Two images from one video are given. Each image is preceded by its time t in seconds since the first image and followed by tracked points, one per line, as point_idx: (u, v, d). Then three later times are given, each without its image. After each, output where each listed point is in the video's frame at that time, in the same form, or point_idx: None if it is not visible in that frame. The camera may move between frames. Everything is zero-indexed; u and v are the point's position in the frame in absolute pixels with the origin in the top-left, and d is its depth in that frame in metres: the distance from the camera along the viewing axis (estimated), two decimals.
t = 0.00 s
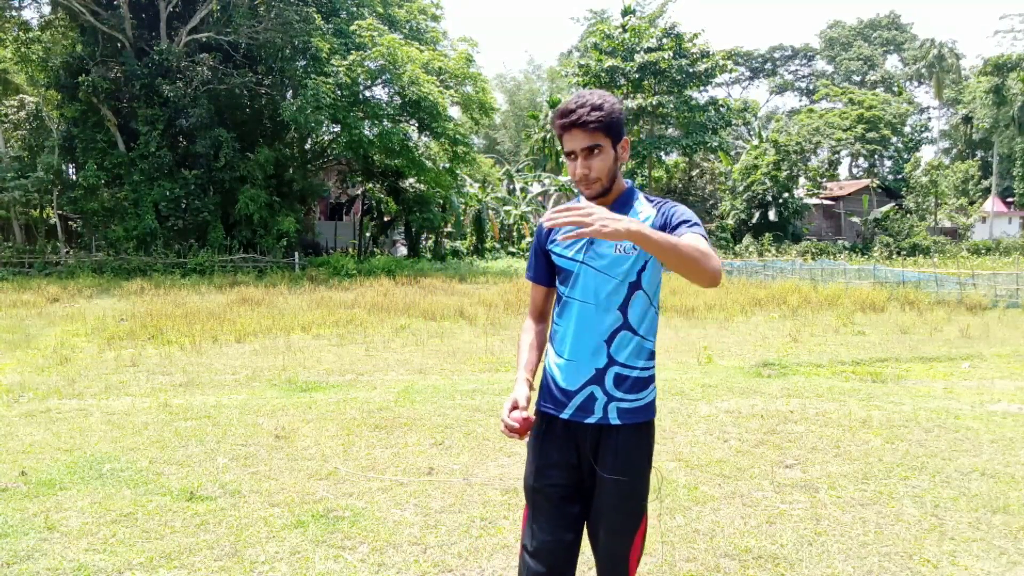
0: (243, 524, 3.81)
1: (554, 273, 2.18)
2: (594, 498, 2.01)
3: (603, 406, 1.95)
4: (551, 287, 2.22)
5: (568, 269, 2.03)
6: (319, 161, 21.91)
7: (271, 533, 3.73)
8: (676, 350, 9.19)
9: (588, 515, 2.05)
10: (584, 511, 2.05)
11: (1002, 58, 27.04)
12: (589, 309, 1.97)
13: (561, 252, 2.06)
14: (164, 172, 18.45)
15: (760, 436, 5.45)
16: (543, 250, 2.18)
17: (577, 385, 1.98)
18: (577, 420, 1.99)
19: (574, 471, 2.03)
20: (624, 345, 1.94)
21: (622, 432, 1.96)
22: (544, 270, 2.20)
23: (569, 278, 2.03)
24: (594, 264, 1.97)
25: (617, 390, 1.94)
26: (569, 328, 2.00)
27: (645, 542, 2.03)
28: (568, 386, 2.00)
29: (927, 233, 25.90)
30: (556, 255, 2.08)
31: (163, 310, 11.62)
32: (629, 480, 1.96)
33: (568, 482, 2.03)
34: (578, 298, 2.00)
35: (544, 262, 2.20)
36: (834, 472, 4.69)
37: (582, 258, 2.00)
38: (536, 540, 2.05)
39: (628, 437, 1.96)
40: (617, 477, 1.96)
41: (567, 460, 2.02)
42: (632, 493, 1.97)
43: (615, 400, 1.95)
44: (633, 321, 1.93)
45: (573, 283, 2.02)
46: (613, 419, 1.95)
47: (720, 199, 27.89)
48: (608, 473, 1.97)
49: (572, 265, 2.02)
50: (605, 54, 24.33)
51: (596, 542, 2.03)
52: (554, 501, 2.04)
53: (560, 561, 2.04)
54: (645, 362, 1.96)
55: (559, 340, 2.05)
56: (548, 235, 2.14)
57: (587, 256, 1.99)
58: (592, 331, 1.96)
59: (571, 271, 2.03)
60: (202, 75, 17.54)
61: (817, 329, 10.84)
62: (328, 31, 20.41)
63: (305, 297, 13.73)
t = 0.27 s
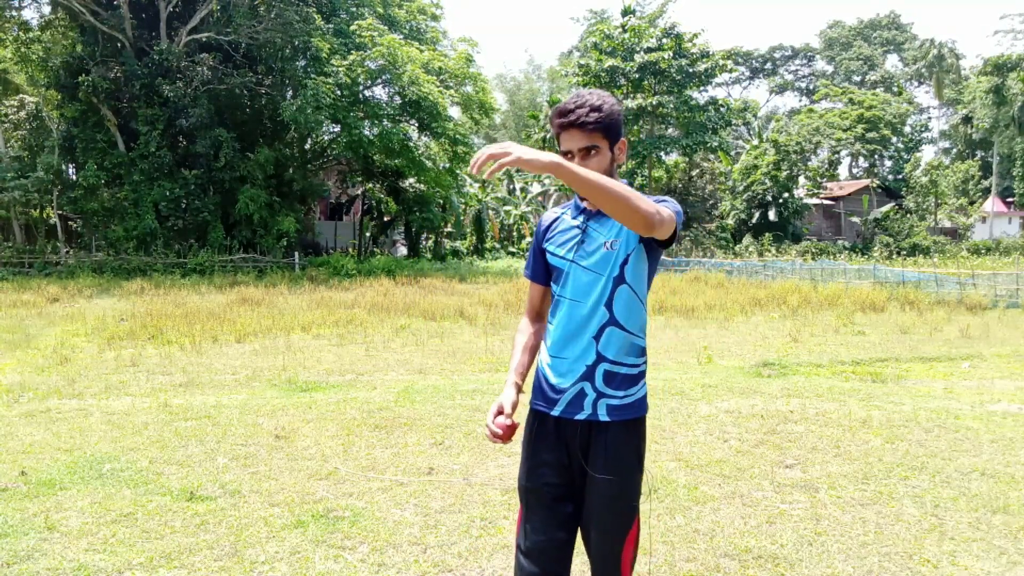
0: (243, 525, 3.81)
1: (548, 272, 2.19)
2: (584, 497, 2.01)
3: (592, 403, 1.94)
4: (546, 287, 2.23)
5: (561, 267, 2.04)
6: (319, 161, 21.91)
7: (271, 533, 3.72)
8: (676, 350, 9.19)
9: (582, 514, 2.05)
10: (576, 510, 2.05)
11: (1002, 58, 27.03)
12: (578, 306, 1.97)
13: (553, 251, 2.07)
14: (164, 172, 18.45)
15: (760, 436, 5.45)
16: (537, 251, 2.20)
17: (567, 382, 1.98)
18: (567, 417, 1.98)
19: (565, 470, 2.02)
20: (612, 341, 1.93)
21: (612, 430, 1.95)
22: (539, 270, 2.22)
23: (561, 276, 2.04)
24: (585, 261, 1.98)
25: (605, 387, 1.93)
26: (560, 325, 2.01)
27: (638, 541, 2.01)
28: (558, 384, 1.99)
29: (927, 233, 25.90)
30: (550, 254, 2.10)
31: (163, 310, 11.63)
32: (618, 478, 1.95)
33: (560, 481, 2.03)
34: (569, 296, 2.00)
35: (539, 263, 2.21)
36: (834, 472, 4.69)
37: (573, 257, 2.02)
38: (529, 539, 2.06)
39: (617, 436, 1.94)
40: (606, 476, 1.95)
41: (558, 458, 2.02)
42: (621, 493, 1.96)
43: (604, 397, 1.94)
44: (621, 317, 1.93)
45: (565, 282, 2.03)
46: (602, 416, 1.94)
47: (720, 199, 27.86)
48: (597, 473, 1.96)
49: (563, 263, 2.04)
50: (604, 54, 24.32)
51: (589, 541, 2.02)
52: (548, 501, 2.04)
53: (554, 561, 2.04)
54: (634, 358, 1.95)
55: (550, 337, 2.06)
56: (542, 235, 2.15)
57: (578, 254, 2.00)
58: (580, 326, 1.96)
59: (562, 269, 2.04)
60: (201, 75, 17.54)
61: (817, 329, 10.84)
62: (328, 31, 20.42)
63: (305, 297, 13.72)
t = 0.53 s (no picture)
0: (243, 524, 3.81)
1: (544, 276, 2.20)
2: (577, 499, 2.01)
3: (581, 405, 1.95)
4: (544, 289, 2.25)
5: (552, 269, 2.05)
6: (319, 161, 21.91)
7: (271, 533, 3.72)
8: (675, 350, 9.19)
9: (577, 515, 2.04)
10: (571, 511, 2.04)
11: (1002, 58, 27.02)
12: (568, 306, 1.98)
13: (547, 253, 2.09)
14: (164, 172, 18.45)
15: (760, 436, 5.45)
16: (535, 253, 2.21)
17: (557, 384, 1.99)
18: (558, 418, 1.99)
19: (559, 471, 2.03)
20: (600, 343, 1.92)
21: (601, 431, 1.95)
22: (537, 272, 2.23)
23: (553, 278, 2.05)
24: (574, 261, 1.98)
25: (593, 389, 1.93)
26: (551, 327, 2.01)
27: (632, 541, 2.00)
28: (550, 385, 2.00)
29: (927, 233, 25.90)
30: (544, 256, 2.11)
31: (163, 310, 11.63)
32: (608, 480, 1.94)
33: (555, 482, 2.03)
34: (559, 298, 2.01)
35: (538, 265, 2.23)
36: (834, 472, 4.69)
37: (563, 257, 2.02)
38: (525, 538, 2.06)
39: (607, 438, 1.94)
40: (596, 477, 1.94)
41: (552, 459, 2.03)
42: (612, 495, 1.95)
43: (593, 400, 1.93)
44: (609, 319, 1.91)
45: (556, 283, 2.03)
46: (591, 418, 1.94)
47: (720, 199, 27.86)
48: (588, 475, 1.96)
49: (555, 264, 2.05)
50: (604, 54, 24.32)
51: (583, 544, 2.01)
52: (543, 501, 2.05)
53: (549, 561, 2.04)
54: (623, 359, 1.94)
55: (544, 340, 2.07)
56: (539, 237, 2.16)
57: (567, 254, 2.01)
58: (570, 327, 1.96)
59: (554, 269, 2.04)
60: (202, 75, 17.54)
61: (817, 329, 10.84)
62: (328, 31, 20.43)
63: (305, 297, 13.73)
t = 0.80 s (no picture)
0: (243, 524, 3.81)
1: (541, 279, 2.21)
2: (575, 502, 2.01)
3: (579, 408, 1.95)
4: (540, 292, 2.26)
5: (545, 271, 2.05)
6: (319, 161, 21.91)
7: (271, 533, 3.72)
8: (675, 350, 9.20)
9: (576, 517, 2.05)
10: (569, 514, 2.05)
11: (1002, 58, 27.03)
12: (562, 310, 1.97)
13: (541, 256, 2.09)
14: (164, 173, 18.45)
15: (760, 436, 5.45)
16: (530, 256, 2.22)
17: (553, 388, 1.99)
18: (555, 422, 1.99)
19: (557, 474, 2.03)
20: (597, 348, 1.92)
21: (599, 433, 1.95)
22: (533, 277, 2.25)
23: (546, 280, 2.05)
24: (569, 263, 1.98)
25: (591, 393, 1.93)
26: (546, 333, 2.01)
27: (631, 543, 2.00)
28: (546, 389, 2.00)
29: (926, 233, 25.90)
30: (537, 259, 2.12)
31: (163, 310, 11.63)
32: (607, 483, 1.94)
33: (553, 484, 2.04)
34: (553, 301, 2.00)
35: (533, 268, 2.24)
36: (834, 472, 4.70)
37: (555, 260, 2.03)
38: (524, 540, 2.07)
39: (606, 442, 1.94)
40: (595, 480, 1.95)
41: (550, 463, 2.03)
42: (611, 497, 1.95)
43: (591, 402, 1.94)
44: (607, 323, 1.91)
45: (549, 286, 2.03)
46: (589, 422, 1.94)
47: (720, 199, 27.85)
48: (587, 477, 1.96)
49: (548, 266, 2.05)
50: (604, 54, 24.33)
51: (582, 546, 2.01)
52: (542, 503, 2.04)
53: (547, 563, 2.04)
54: (622, 364, 1.93)
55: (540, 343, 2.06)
56: (533, 239, 2.16)
57: (561, 256, 2.01)
58: (566, 332, 1.96)
59: (548, 272, 2.04)
60: (202, 75, 17.53)
61: (817, 329, 10.85)
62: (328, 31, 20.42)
63: (305, 297, 13.73)
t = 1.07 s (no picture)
0: (243, 525, 3.81)
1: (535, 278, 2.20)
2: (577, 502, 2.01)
3: (583, 410, 1.95)
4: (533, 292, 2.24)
5: (545, 272, 2.03)
6: (319, 161, 21.91)
7: (271, 533, 3.72)
8: (676, 350, 9.20)
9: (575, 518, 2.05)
10: (570, 513, 2.05)
11: (1002, 58, 27.03)
12: (566, 312, 1.96)
13: (539, 255, 2.07)
14: (164, 173, 18.45)
15: (760, 436, 5.45)
16: (523, 254, 2.20)
17: (556, 390, 1.98)
18: (558, 423, 1.99)
19: (559, 475, 2.03)
20: (603, 349, 1.92)
21: (602, 434, 1.95)
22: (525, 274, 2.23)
23: (547, 281, 2.03)
24: (572, 264, 1.97)
25: (596, 394, 1.93)
26: (548, 334, 2.00)
27: (632, 543, 2.01)
28: (548, 390, 2.00)
29: (926, 233, 25.89)
30: (534, 258, 2.09)
31: (163, 310, 11.64)
32: (612, 483, 1.95)
33: (554, 485, 2.04)
34: (555, 301, 1.99)
35: (525, 266, 2.22)
36: (834, 472, 4.70)
37: (558, 260, 2.01)
38: (524, 541, 2.06)
39: (611, 442, 1.95)
40: (599, 480, 1.95)
41: (552, 463, 2.03)
42: (616, 497, 1.96)
43: (595, 403, 1.94)
44: (613, 325, 1.91)
45: (550, 286, 2.02)
46: (593, 422, 1.95)
47: (721, 199, 27.84)
48: (591, 478, 1.96)
49: (548, 267, 2.03)
50: (604, 54, 24.34)
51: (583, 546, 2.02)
52: (542, 504, 2.04)
53: (547, 563, 2.04)
54: (626, 364, 1.94)
55: (539, 345, 2.05)
56: (528, 237, 2.14)
57: (563, 257, 1.99)
58: (569, 334, 1.95)
59: (548, 273, 2.02)
60: (202, 75, 17.53)
61: (816, 329, 10.85)
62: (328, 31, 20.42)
63: (305, 297, 13.73)
